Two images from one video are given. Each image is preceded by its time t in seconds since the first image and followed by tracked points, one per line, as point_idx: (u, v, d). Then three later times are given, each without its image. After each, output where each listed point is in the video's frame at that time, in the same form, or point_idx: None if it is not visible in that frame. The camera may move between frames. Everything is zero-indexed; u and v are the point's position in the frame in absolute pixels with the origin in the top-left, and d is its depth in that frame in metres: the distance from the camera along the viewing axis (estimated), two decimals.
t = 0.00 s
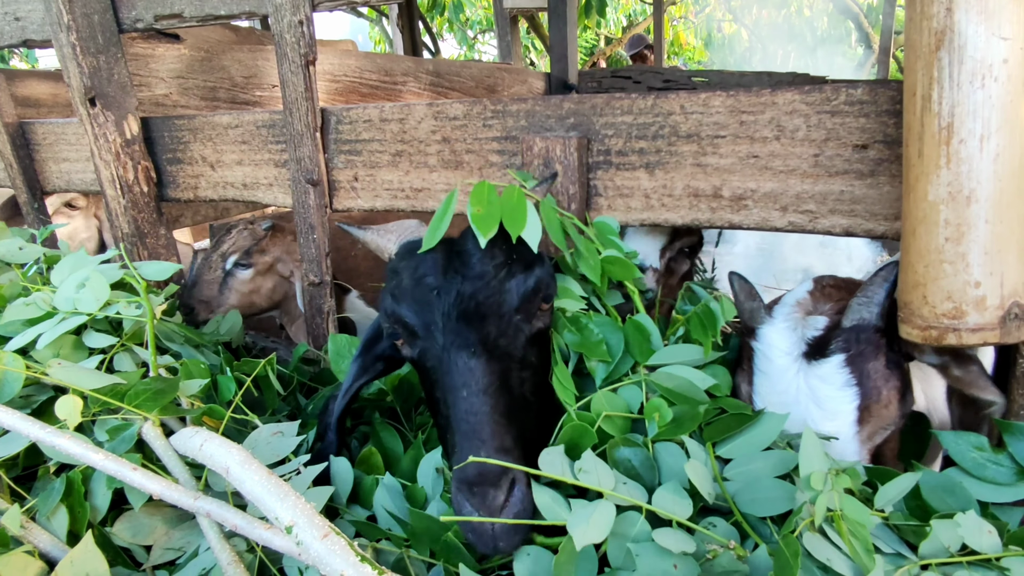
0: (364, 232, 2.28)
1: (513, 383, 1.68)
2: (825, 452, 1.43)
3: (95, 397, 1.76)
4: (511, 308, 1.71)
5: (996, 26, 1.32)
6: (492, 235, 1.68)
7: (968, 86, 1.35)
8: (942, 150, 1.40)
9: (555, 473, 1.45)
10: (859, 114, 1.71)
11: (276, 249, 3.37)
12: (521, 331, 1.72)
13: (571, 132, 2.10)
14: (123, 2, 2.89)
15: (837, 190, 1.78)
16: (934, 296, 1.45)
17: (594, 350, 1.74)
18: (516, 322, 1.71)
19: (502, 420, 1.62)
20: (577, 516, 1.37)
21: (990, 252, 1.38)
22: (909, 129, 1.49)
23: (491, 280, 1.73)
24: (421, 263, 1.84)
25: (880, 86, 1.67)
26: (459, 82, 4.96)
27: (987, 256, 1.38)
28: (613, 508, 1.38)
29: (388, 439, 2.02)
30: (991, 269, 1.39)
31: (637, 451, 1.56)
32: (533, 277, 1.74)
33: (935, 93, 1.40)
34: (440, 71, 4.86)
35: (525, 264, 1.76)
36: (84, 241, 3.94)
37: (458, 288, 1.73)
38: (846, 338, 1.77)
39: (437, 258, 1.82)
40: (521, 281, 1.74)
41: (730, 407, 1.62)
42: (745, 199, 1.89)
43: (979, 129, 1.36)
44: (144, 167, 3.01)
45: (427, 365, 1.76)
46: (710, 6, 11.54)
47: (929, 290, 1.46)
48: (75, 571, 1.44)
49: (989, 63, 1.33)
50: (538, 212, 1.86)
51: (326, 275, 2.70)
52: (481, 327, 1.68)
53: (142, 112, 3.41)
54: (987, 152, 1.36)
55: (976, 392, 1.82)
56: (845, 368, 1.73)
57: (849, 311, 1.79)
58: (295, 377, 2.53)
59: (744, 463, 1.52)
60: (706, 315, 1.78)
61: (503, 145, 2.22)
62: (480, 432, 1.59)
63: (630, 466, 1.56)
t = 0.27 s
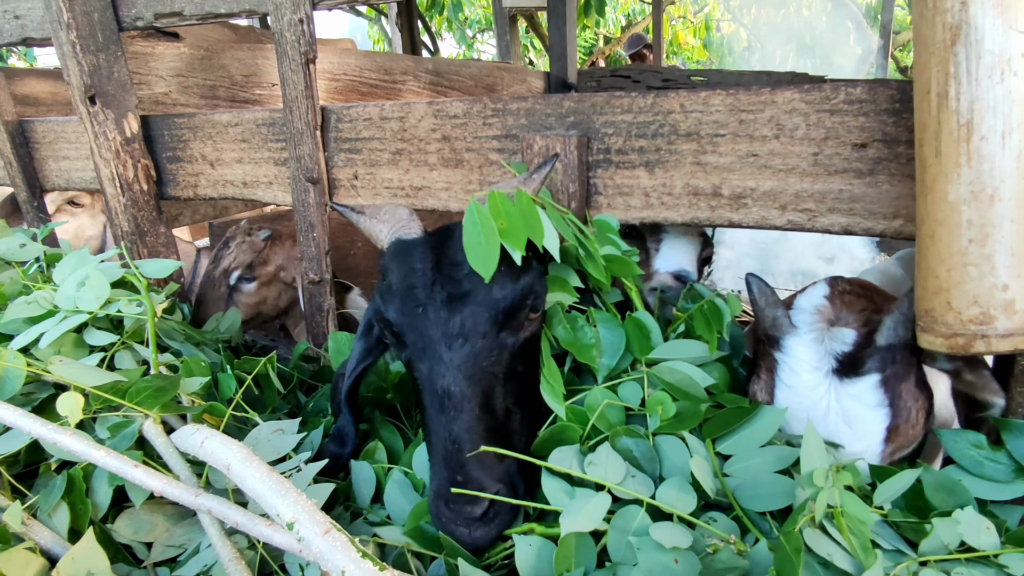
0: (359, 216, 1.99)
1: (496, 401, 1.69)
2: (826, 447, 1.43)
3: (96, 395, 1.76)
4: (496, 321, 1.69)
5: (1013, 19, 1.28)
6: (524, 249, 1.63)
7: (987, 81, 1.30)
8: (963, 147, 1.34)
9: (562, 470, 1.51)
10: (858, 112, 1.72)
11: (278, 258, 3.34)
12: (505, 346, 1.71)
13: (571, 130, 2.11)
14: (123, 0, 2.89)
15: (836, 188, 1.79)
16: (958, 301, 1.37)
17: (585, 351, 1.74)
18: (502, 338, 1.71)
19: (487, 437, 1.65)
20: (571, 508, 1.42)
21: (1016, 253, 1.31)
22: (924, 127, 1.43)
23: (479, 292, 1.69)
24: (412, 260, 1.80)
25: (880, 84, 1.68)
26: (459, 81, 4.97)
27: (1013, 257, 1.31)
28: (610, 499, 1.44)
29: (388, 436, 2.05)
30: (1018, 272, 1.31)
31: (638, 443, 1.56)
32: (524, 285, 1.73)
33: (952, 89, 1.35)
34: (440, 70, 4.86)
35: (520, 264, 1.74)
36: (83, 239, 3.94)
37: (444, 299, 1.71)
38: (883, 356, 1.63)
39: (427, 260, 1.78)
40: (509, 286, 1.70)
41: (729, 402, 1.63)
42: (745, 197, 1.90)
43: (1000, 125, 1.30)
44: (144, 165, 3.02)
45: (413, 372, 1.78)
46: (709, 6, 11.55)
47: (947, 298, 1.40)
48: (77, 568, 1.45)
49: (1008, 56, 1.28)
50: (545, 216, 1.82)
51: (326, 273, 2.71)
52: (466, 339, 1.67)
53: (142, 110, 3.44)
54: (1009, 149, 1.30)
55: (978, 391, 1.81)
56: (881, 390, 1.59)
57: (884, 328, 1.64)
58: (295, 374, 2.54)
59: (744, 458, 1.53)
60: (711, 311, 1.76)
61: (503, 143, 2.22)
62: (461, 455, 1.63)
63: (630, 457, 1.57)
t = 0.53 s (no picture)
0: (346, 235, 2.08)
1: (491, 412, 1.74)
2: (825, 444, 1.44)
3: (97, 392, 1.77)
4: (483, 334, 1.74)
5: None
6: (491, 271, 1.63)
7: None
8: None
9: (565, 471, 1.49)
10: (858, 111, 1.72)
11: (277, 259, 3.33)
12: (495, 356, 1.75)
13: (571, 129, 2.11)
14: None
15: (835, 187, 1.79)
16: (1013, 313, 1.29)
17: (580, 356, 1.73)
18: (493, 349, 1.75)
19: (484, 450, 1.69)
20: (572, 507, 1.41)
21: None
22: (965, 122, 1.31)
23: (463, 307, 1.74)
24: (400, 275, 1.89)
25: (880, 83, 1.68)
26: (458, 80, 4.97)
27: None
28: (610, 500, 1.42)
29: (388, 435, 2.04)
30: None
31: (637, 443, 1.57)
32: (509, 294, 1.75)
33: (1002, 77, 1.24)
34: (439, 69, 4.86)
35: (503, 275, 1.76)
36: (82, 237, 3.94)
37: (431, 314, 1.77)
38: (917, 427, 1.56)
39: (414, 275, 1.85)
40: (493, 295, 1.74)
41: (729, 402, 1.62)
42: (744, 196, 1.90)
43: None
44: (143, 163, 3.01)
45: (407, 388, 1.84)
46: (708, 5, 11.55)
47: (997, 313, 1.31)
48: (76, 565, 1.44)
49: None
50: (530, 224, 1.76)
51: (325, 271, 2.71)
52: (454, 353, 1.73)
53: (142, 108, 3.44)
54: None
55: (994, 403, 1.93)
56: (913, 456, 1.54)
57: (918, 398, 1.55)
58: (295, 373, 2.54)
59: (744, 456, 1.53)
60: (708, 309, 1.79)
61: (503, 142, 2.23)
62: (458, 467, 1.65)
63: (630, 456, 1.58)
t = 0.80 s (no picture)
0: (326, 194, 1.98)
1: (497, 351, 1.73)
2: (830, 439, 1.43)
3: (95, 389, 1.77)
4: (485, 276, 1.72)
5: None
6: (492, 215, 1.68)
7: (1009, 75, 1.26)
8: (985, 142, 1.30)
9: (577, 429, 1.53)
10: (858, 108, 1.72)
11: (275, 266, 3.35)
12: (498, 298, 1.74)
13: (571, 126, 2.11)
14: None
15: (835, 184, 1.79)
16: (978, 299, 1.37)
17: (581, 337, 1.73)
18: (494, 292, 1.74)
19: (495, 389, 1.70)
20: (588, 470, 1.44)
21: None
22: (938, 123, 1.39)
23: (463, 248, 1.73)
24: (392, 231, 1.84)
25: (880, 80, 1.68)
26: (458, 78, 4.96)
27: None
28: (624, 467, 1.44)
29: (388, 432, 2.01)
30: None
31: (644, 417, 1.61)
32: (506, 238, 1.72)
33: (972, 82, 1.30)
34: (438, 67, 4.86)
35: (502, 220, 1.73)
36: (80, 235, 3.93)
37: (430, 261, 1.76)
38: (922, 446, 1.47)
39: (408, 227, 1.82)
40: (492, 241, 1.71)
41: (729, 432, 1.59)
42: (744, 193, 1.90)
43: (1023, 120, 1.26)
44: (142, 161, 3.01)
45: (411, 337, 1.82)
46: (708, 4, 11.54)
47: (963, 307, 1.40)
48: (75, 562, 1.44)
49: None
50: (538, 206, 1.82)
51: (324, 269, 2.70)
52: (460, 298, 1.72)
53: (140, 105, 3.42)
54: None
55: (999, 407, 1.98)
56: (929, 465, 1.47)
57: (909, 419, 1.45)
58: (294, 370, 2.53)
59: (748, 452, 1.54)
60: (723, 308, 1.83)
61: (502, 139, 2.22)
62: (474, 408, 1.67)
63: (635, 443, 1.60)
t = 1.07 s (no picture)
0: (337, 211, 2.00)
1: (497, 379, 1.71)
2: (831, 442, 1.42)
3: (94, 386, 1.74)
4: (489, 302, 1.72)
5: (991, 19, 1.34)
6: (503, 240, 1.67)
7: (964, 80, 1.36)
8: (937, 140, 1.41)
9: (563, 458, 1.49)
10: (859, 105, 1.71)
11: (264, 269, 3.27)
12: (499, 325, 1.73)
13: (571, 123, 2.10)
14: None
15: (836, 181, 1.79)
16: (925, 280, 1.47)
17: (578, 349, 1.73)
18: (496, 318, 1.73)
19: (493, 416, 1.66)
20: (572, 499, 1.41)
21: (979, 237, 1.41)
22: (901, 119, 1.49)
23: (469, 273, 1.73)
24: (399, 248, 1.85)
25: (880, 77, 1.68)
26: (457, 76, 4.96)
27: (976, 241, 1.41)
28: (610, 491, 1.42)
29: (388, 432, 1.98)
30: (979, 253, 1.42)
31: (637, 434, 1.56)
32: (512, 262, 1.74)
33: (930, 84, 1.41)
34: (438, 65, 4.85)
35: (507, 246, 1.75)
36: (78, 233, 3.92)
37: (435, 282, 1.74)
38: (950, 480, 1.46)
39: (414, 245, 1.83)
40: (498, 265, 1.73)
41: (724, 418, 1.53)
42: (745, 190, 1.89)
43: (973, 121, 1.37)
44: (140, 158, 3.00)
45: (410, 359, 1.79)
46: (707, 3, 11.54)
47: (929, 293, 1.47)
48: (74, 560, 1.44)
49: (984, 56, 1.35)
50: (533, 210, 1.83)
51: (323, 267, 2.70)
52: (461, 321, 1.71)
53: (138, 103, 3.40)
54: (980, 143, 1.38)
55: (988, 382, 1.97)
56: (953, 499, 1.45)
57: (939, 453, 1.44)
58: (293, 368, 2.53)
59: (747, 458, 1.52)
60: (716, 314, 1.81)
61: (502, 136, 2.22)
62: (469, 433, 1.63)
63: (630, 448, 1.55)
